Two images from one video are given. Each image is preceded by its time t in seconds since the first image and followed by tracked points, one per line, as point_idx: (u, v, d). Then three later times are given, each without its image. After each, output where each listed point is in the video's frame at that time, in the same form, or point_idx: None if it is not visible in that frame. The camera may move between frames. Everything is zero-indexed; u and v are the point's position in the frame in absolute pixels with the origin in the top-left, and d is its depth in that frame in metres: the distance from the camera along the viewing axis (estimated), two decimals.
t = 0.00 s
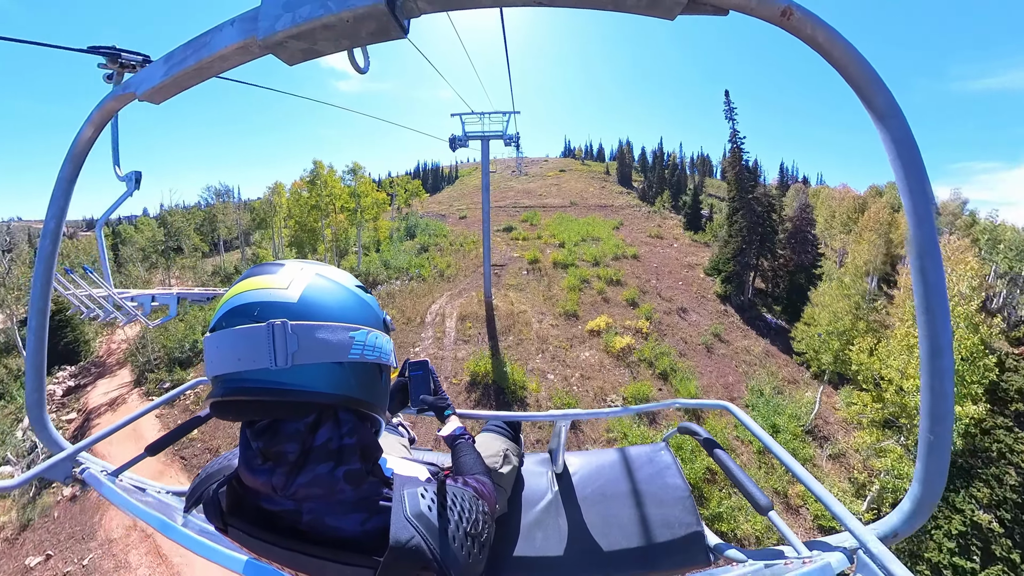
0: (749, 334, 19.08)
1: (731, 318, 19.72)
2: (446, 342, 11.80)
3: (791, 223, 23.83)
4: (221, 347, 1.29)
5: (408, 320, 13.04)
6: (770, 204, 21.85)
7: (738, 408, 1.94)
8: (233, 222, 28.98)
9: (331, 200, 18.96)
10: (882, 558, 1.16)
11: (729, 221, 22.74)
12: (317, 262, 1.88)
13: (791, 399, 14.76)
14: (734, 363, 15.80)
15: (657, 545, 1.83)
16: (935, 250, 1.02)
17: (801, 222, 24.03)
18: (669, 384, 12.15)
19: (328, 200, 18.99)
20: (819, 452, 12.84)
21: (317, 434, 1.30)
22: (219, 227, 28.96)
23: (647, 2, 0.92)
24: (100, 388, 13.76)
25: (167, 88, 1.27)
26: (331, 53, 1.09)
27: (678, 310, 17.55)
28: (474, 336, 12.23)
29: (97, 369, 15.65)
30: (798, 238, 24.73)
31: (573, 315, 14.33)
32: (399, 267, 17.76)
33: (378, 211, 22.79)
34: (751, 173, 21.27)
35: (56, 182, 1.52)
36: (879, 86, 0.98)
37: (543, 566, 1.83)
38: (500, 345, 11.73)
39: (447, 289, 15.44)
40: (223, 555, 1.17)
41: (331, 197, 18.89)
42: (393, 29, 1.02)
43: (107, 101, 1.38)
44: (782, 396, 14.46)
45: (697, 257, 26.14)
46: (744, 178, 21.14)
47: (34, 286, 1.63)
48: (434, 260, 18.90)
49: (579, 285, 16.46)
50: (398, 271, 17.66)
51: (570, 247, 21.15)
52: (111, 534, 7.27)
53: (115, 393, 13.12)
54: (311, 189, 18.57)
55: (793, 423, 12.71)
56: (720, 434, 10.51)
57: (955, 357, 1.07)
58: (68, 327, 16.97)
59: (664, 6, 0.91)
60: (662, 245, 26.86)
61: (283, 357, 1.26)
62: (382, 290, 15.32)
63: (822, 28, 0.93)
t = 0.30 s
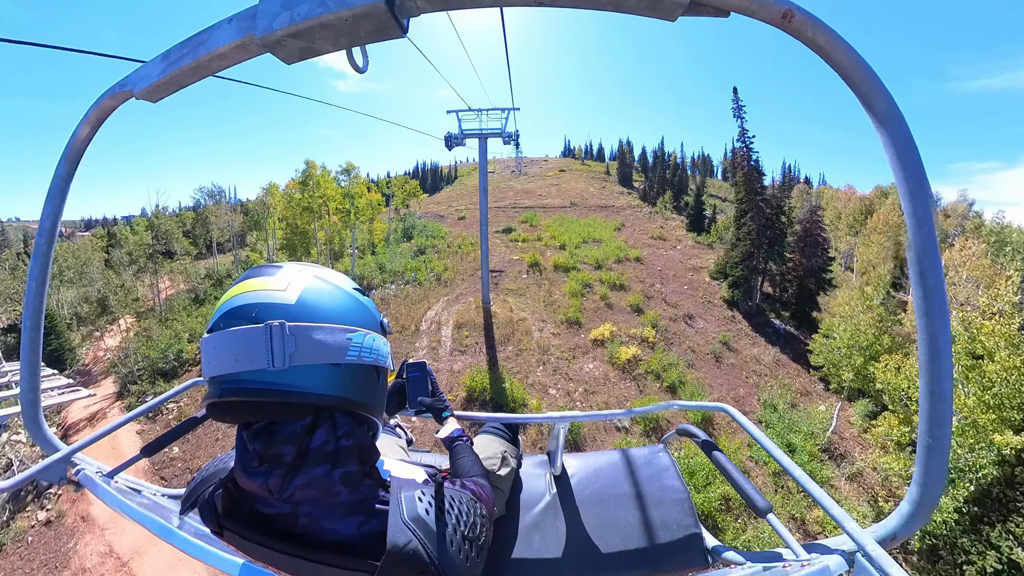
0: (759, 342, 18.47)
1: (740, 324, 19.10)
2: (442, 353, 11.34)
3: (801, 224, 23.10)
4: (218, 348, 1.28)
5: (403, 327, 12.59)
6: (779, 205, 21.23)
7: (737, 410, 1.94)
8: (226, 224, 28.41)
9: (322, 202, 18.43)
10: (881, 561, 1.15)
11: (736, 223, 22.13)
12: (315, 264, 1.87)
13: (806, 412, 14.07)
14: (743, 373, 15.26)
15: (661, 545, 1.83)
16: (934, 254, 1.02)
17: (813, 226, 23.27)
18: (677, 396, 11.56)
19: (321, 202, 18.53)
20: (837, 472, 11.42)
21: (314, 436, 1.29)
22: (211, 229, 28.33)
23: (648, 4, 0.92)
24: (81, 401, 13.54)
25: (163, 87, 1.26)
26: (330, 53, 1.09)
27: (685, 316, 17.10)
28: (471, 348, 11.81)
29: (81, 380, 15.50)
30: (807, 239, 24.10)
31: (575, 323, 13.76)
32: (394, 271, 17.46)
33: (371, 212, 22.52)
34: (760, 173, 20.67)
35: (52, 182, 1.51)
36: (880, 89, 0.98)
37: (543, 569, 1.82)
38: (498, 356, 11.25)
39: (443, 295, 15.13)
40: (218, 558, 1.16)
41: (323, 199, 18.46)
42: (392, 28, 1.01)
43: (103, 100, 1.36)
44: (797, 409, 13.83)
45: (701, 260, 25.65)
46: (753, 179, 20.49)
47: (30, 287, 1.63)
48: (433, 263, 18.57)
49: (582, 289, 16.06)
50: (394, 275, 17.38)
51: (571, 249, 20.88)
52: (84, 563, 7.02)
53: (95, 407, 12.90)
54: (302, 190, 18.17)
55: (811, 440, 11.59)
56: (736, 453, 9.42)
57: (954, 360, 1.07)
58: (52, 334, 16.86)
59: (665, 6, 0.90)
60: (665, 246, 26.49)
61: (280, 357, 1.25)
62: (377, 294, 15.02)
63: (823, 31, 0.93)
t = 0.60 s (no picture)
0: (769, 351, 17.99)
1: (748, 332, 18.64)
2: (438, 364, 10.95)
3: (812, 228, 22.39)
4: (219, 345, 1.28)
5: (397, 335, 12.15)
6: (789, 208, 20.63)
7: (735, 411, 1.95)
8: (223, 226, 28.07)
9: (314, 203, 18.32)
10: (878, 562, 1.15)
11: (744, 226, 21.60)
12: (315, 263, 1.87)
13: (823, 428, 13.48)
14: (754, 386, 14.76)
15: (663, 544, 1.83)
16: (932, 254, 1.02)
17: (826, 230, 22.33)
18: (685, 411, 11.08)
19: (315, 202, 18.42)
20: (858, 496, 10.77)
21: (313, 434, 1.29)
22: (205, 231, 28.06)
23: (650, 5, 0.92)
24: (64, 414, 13.51)
25: (164, 84, 1.26)
26: (332, 52, 1.09)
27: (691, 323, 16.76)
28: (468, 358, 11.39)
29: (65, 390, 15.43)
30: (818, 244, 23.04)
31: (578, 331, 13.49)
32: (390, 275, 17.32)
33: (364, 214, 22.60)
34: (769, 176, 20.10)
35: (52, 177, 1.51)
36: (878, 92, 0.98)
37: (541, 569, 1.82)
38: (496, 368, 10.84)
39: (440, 300, 14.90)
40: (216, 557, 1.16)
41: (316, 200, 18.34)
42: (394, 27, 1.02)
43: (105, 96, 1.36)
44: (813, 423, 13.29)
45: (704, 263, 25.35)
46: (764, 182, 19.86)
47: (29, 282, 1.62)
48: (431, 266, 18.35)
49: (584, 294, 15.80)
50: (389, 278, 17.24)
51: (573, 252, 20.65)
52: None
53: (76, 421, 12.79)
54: (295, 191, 18.03)
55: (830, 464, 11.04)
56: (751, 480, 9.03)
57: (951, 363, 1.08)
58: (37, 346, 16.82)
59: (666, 7, 0.91)
60: (668, 249, 26.25)
61: (281, 354, 1.25)
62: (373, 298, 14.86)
63: (822, 32, 0.93)
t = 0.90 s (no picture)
0: (779, 360, 17.08)
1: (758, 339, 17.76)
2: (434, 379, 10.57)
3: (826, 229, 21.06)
4: (218, 343, 1.28)
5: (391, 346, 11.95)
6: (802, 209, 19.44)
7: (733, 411, 1.96)
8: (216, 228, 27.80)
9: (304, 204, 18.17)
10: (875, 561, 1.16)
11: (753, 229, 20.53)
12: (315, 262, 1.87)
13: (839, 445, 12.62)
14: (766, 399, 13.84)
15: (664, 543, 1.84)
16: (929, 257, 1.03)
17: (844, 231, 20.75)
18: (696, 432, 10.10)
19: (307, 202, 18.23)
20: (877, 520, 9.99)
21: (313, 432, 1.29)
22: (197, 233, 27.79)
23: (649, 6, 0.93)
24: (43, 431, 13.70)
25: (165, 82, 1.27)
26: (332, 51, 1.09)
27: (700, 329, 15.96)
28: (463, 372, 10.96)
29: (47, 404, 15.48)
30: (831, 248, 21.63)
31: (580, 340, 12.73)
32: (384, 280, 17.16)
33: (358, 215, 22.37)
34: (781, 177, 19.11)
35: (52, 174, 1.51)
36: (876, 93, 0.99)
37: (540, 569, 1.83)
38: (493, 384, 10.34)
39: (435, 306, 14.55)
40: (216, 554, 1.16)
41: (306, 201, 18.23)
42: (395, 26, 1.02)
43: (105, 94, 1.37)
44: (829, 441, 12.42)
45: (709, 266, 24.40)
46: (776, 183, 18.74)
47: (28, 279, 1.62)
48: (428, 271, 17.99)
49: (587, 300, 14.94)
50: (384, 284, 17.08)
51: (575, 255, 20.04)
52: None
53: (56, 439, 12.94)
54: (285, 192, 17.85)
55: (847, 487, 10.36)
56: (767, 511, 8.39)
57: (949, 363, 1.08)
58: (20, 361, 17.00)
59: (666, 8, 0.91)
60: (672, 250, 25.79)
61: (281, 352, 1.25)
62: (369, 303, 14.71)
63: (820, 35, 0.94)
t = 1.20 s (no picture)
0: (791, 370, 16.28)
1: (767, 348, 17.07)
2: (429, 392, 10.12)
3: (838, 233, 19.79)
4: (215, 345, 1.27)
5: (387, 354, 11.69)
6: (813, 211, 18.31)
7: (730, 411, 1.96)
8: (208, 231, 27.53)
9: (296, 207, 18.21)
10: (872, 563, 1.16)
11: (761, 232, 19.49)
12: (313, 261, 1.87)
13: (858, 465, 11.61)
14: (779, 413, 13.00)
15: (666, 543, 1.84)
16: (927, 258, 1.03)
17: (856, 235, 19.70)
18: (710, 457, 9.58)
19: (298, 203, 18.24)
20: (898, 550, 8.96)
21: (310, 434, 1.29)
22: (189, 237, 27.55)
23: (649, 6, 0.92)
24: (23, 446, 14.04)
25: (162, 80, 1.26)
26: (330, 49, 1.08)
27: (707, 337, 15.41)
28: (460, 387, 10.43)
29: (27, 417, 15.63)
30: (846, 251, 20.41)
31: (583, 351, 12.46)
32: (379, 284, 16.98)
33: (354, 217, 22.39)
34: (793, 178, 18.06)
35: (49, 172, 1.50)
36: (875, 94, 0.99)
37: (538, 569, 1.83)
38: (491, 401, 9.91)
39: (432, 314, 14.27)
40: (212, 558, 1.16)
41: (298, 203, 18.25)
42: (394, 26, 1.02)
43: (101, 92, 1.36)
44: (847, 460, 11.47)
45: (714, 270, 23.98)
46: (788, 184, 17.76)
47: (24, 277, 1.61)
48: (425, 275, 17.74)
49: (589, 307, 14.59)
50: (379, 288, 16.89)
51: (575, 258, 19.65)
52: None
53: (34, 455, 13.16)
54: (275, 194, 17.85)
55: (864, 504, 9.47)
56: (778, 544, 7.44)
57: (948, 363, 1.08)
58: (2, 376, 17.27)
59: (666, 10, 0.91)
60: (674, 253, 25.38)
61: (278, 354, 1.25)
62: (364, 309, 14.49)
63: (820, 36, 0.94)
